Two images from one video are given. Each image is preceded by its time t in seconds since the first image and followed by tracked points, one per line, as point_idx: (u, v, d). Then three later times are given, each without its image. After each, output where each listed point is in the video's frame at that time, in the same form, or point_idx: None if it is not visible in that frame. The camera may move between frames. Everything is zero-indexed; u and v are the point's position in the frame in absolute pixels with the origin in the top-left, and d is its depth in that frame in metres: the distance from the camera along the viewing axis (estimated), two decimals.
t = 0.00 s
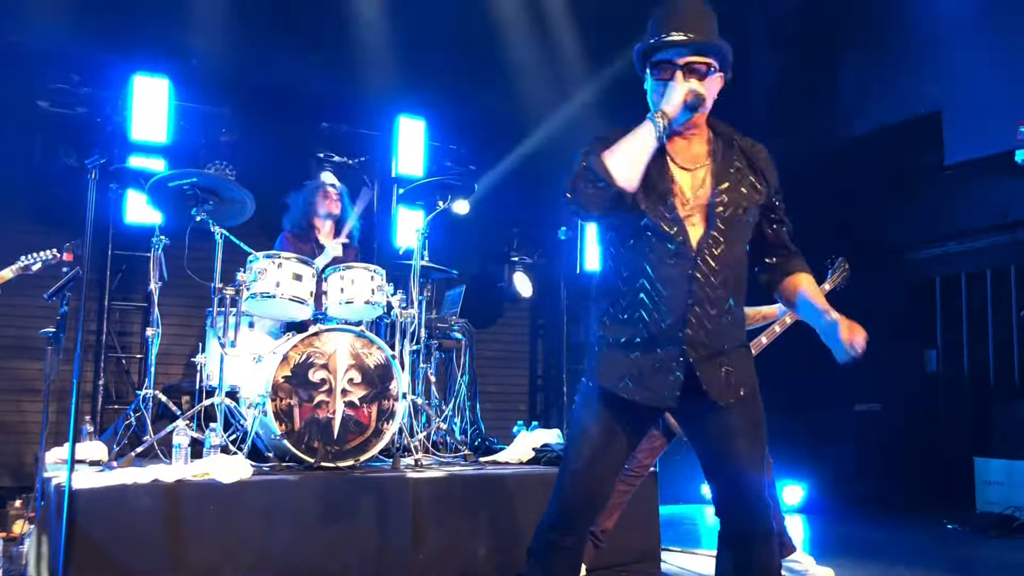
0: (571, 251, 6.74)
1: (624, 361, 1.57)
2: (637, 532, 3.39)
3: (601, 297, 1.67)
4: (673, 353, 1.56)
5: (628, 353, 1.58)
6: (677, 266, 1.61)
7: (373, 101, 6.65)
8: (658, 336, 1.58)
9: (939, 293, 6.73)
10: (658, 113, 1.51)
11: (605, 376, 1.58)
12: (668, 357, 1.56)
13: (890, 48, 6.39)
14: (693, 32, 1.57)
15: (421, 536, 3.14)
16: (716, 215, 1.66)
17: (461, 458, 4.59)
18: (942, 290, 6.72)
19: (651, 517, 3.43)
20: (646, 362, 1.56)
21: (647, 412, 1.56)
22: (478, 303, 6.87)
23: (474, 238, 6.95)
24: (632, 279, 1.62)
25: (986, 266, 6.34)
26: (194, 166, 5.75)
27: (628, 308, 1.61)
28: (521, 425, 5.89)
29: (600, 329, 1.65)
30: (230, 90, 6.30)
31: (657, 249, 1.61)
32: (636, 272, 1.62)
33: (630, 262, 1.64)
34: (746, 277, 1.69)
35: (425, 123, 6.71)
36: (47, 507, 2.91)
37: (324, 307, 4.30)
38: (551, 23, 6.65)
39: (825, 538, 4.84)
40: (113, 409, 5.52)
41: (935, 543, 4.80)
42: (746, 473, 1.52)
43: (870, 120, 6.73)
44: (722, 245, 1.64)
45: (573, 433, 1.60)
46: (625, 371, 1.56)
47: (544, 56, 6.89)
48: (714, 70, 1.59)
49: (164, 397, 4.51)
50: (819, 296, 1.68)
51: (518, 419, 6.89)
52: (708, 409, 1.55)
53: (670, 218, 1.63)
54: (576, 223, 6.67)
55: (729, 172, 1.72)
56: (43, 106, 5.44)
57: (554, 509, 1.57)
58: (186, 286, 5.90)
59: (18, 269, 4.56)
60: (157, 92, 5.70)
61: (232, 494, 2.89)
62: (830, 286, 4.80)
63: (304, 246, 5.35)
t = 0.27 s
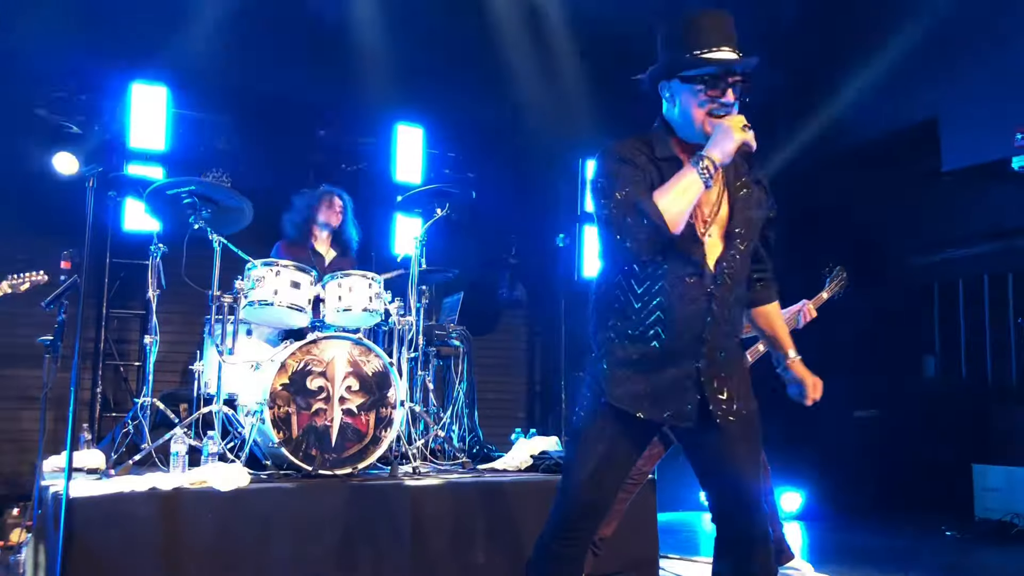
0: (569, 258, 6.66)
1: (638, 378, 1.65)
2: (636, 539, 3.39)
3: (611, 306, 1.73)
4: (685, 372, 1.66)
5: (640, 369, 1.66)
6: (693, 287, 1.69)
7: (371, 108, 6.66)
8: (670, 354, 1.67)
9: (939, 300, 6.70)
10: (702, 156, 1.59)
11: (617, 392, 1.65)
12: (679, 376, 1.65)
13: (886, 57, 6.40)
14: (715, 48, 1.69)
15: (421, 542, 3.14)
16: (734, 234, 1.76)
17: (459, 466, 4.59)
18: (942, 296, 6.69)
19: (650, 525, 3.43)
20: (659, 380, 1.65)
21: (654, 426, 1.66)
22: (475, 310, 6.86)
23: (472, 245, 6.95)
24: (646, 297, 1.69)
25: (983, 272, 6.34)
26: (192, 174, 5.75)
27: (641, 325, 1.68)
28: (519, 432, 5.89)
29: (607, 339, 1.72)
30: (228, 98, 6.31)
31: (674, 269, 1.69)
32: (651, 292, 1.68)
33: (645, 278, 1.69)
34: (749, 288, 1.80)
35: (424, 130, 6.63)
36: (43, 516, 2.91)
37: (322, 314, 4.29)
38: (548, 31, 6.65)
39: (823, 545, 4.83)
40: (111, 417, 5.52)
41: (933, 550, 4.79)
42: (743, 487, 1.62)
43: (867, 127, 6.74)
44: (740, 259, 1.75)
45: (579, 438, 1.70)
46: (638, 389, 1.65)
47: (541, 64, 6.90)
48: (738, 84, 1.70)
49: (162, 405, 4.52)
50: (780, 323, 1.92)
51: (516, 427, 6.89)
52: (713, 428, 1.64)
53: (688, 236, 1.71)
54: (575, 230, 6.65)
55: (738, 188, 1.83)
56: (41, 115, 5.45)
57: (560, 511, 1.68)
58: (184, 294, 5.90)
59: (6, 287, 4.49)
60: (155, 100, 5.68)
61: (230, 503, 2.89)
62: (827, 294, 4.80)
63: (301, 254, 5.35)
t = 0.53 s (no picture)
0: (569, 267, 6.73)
1: (640, 389, 1.66)
2: (638, 551, 3.38)
3: (612, 317, 1.73)
4: (687, 384, 1.67)
5: (643, 381, 1.67)
6: (696, 299, 1.70)
7: (371, 119, 6.66)
8: (673, 366, 1.68)
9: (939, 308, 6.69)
10: (706, 170, 1.57)
11: (619, 403, 1.65)
12: (680, 388, 1.67)
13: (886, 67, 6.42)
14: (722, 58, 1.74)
15: (424, 553, 3.15)
16: (737, 248, 1.79)
17: (461, 477, 4.58)
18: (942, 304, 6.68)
19: (652, 535, 3.42)
20: (662, 392, 1.66)
21: (655, 437, 1.66)
22: (476, 321, 6.85)
23: (472, 256, 6.96)
24: (649, 307, 1.69)
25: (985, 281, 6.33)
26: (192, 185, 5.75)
27: (644, 335, 1.68)
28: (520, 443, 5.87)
29: (607, 350, 1.72)
30: (230, 110, 6.33)
31: (678, 280, 1.69)
32: (654, 303, 1.69)
33: (648, 289, 1.70)
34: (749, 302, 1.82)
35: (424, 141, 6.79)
36: (44, 527, 2.93)
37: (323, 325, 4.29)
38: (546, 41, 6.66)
39: (826, 556, 4.81)
40: (112, 429, 5.51)
41: (936, 560, 4.77)
42: (746, 497, 1.61)
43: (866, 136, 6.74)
44: (743, 273, 1.78)
45: (577, 449, 1.69)
46: (641, 401, 1.65)
47: (540, 74, 6.91)
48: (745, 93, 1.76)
49: (163, 417, 4.51)
50: (771, 340, 2.05)
51: (518, 437, 6.87)
52: (715, 440, 1.64)
53: (693, 250, 1.72)
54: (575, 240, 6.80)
55: (741, 202, 1.86)
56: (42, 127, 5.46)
57: (558, 526, 1.67)
58: (185, 306, 5.90)
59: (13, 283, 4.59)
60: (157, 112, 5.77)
61: (232, 514, 2.89)
62: (828, 305, 4.80)
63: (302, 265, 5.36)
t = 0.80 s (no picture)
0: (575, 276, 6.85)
1: (648, 399, 1.67)
2: (646, 561, 3.38)
3: (620, 326, 1.74)
4: (695, 394, 1.67)
5: (650, 391, 1.67)
6: (704, 307, 1.70)
7: (378, 130, 6.69)
8: (680, 375, 1.68)
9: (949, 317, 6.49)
10: (715, 178, 1.58)
11: (627, 413, 1.66)
12: (688, 398, 1.67)
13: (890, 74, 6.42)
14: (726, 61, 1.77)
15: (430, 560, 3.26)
16: (743, 255, 1.79)
17: (468, 487, 4.57)
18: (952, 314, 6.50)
19: (660, 545, 3.42)
20: (669, 402, 1.66)
21: (662, 447, 1.67)
22: (483, 330, 6.84)
23: (481, 264, 6.93)
24: (656, 315, 1.69)
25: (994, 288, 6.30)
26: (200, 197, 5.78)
27: (651, 345, 1.69)
28: (528, 453, 5.86)
29: (615, 359, 1.73)
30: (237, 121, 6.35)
31: (685, 289, 1.70)
32: (661, 312, 1.69)
33: (655, 298, 1.70)
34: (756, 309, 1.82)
35: (431, 152, 6.84)
36: (54, 539, 2.99)
37: (331, 335, 4.30)
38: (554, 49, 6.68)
39: (835, 565, 4.79)
40: (120, 440, 5.52)
41: (946, 569, 4.74)
42: (753, 506, 1.61)
43: (873, 143, 6.73)
44: (749, 282, 1.78)
45: (585, 459, 1.71)
46: (648, 410, 1.66)
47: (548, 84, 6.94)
48: (750, 98, 1.78)
49: (171, 428, 4.51)
50: (776, 349, 2.07)
51: (525, 447, 6.85)
52: (723, 449, 1.65)
53: (702, 257, 1.72)
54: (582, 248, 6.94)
55: (747, 209, 1.87)
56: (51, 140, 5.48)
57: (567, 535, 1.69)
58: (193, 316, 5.91)
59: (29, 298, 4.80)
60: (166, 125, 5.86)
61: (239, 526, 3.00)
62: (832, 312, 4.80)
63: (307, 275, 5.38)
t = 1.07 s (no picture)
0: (586, 283, 6.76)
1: (659, 407, 1.67)
2: (657, 568, 3.37)
3: (631, 332, 1.74)
4: (707, 402, 1.67)
5: (662, 398, 1.67)
6: (715, 315, 1.70)
7: (388, 136, 6.71)
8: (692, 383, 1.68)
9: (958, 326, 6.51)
10: (732, 188, 1.55)
11: (638, 420, 1.66)
12: (700, 406, 1.67)
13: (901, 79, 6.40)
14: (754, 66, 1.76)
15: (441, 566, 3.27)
16: (754, 260, 1.79)
17: (479, 493, 4.57)
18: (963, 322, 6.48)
19: (672, 551, 3.41)
20: (680, 410, 1.67)
21: (673, 454, 1.67)
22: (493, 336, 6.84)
23: (489, 271, 6.93)
24: (667, 323, 1.69)
25: (1007, 293, 6.26)
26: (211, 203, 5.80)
27: (663, 352, 1.69)
28: (538, 459, 5.85)
29: (626, 365, 1.73)
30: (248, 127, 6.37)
31: (697, 296, 1.69)
32: (673, 319, 1.69)
33: (667, 305, 1.70)
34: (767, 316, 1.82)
35: (441, 157, 6.90)
36: (66, 547, 2.99)
37: (341, 341, 4.30)
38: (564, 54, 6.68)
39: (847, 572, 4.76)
40: (132, 446, 5.53)
41: None
42: (766, 512, 1.62)
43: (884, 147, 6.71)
44: (761, 288, 1.78)
45: (596, 465, 1.71)
46: (660, 418, 1.66)
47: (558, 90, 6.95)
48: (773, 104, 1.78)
49: (182, 434, 4.52)
50: (786, 356, 2.06)
51: (536, 453, 6.84)
52: (735, 457, 1.66)
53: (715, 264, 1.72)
54: (592, 255, 6.80)
55: (759, 215, 1.85)
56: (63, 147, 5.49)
57: (577, 541, 1.69)
58: (204, 322, 5.92)
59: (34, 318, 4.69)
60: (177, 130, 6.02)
61: (250, 533, 3.01)
62: (844, 321, 4.77)
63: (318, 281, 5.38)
